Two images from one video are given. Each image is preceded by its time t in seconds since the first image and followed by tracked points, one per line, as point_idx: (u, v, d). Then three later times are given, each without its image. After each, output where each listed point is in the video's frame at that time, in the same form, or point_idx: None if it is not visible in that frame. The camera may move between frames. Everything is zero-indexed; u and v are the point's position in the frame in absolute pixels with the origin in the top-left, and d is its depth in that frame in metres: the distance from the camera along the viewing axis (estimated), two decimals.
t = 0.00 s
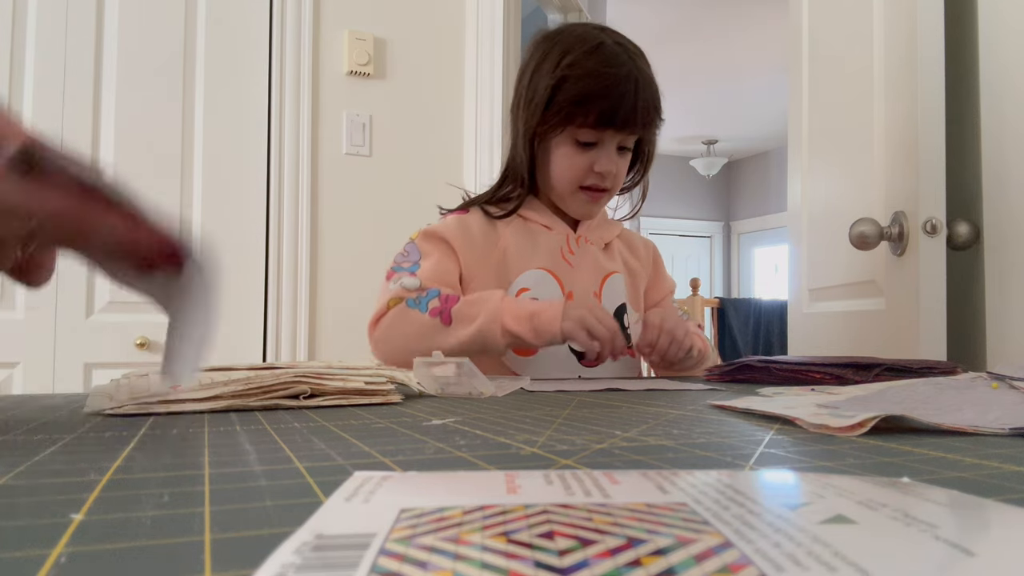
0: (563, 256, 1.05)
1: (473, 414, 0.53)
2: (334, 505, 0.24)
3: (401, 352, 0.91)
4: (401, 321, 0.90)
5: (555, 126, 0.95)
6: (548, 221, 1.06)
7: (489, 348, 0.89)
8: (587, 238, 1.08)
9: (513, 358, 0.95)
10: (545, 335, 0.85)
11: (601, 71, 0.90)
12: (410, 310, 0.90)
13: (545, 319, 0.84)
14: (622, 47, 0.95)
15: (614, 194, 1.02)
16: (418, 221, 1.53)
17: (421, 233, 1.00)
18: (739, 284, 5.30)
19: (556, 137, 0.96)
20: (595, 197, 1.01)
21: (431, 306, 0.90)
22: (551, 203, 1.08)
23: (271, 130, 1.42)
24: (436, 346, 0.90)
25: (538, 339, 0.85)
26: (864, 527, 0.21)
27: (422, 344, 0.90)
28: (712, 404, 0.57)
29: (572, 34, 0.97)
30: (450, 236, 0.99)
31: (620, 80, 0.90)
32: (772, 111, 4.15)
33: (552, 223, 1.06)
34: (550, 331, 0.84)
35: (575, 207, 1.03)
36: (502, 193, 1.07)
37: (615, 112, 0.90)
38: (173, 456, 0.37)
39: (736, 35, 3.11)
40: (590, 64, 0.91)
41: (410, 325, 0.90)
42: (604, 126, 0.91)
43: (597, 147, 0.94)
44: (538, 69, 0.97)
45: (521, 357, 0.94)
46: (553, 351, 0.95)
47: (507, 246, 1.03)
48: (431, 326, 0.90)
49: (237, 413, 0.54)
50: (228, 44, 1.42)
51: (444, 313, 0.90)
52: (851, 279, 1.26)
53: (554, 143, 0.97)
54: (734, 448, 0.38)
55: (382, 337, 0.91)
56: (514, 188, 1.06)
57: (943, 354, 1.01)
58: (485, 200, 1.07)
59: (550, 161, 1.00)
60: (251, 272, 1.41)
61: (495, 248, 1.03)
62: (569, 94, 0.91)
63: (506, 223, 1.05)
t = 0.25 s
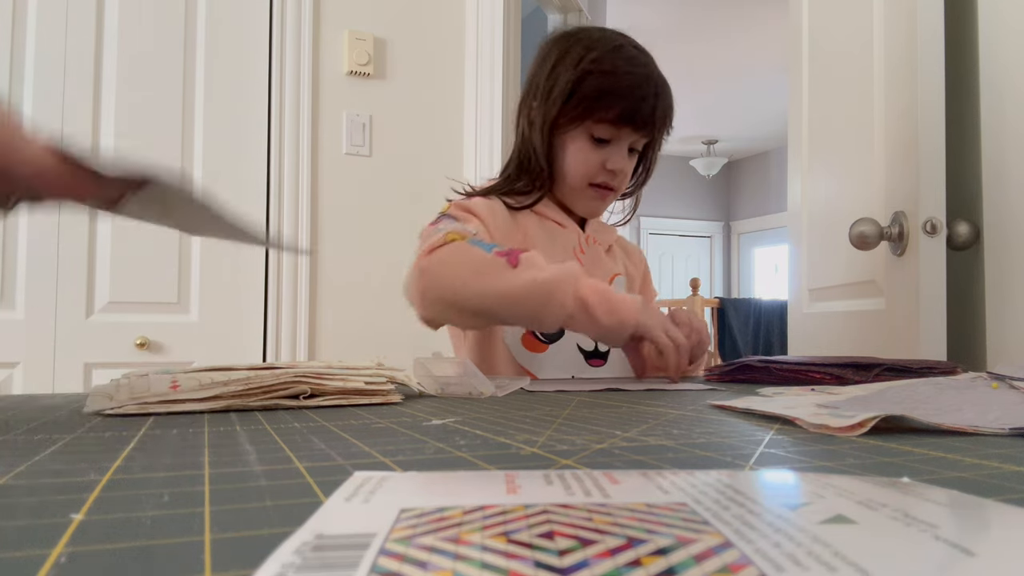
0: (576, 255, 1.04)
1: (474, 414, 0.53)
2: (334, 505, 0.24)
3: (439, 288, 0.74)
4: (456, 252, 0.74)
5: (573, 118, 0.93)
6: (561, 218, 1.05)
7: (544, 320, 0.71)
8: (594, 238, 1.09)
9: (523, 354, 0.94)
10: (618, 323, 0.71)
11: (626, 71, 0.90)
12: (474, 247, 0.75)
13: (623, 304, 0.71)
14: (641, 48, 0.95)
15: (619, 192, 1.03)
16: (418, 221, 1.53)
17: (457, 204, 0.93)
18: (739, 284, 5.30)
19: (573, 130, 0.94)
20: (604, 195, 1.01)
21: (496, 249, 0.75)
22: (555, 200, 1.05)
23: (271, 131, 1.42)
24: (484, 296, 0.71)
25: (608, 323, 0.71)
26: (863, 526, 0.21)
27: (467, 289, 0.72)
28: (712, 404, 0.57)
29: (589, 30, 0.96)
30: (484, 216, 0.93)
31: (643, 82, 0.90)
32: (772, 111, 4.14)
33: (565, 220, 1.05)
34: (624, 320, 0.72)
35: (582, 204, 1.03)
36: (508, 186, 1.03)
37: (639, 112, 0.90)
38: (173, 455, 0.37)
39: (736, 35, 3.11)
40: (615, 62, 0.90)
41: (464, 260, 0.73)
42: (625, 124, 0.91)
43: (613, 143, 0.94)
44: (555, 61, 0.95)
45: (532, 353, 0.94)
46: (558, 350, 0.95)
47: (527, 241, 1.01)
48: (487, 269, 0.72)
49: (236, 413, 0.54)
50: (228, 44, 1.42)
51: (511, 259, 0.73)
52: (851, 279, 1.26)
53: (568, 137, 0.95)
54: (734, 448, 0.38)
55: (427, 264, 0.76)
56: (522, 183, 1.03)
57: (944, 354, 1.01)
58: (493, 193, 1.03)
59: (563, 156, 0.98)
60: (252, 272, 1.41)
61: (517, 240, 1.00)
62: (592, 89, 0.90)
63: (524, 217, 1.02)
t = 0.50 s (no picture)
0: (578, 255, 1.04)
1: (474, 414, 0.53)
2: (333, 505, 0.24)
3: (475, 277, 0.76)
4: (493, 242, 0.77)
5: (588, 119, 0.94)
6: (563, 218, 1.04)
7: (575, 308, 0.78)
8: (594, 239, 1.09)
9: (525, 355, 0.94)
10: (645, 316, 0.81)
11: (644, 77, 0.92)
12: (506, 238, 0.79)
13: (649, 300, 0.82)
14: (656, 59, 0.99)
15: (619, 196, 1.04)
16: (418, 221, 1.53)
17: (468, 197, 0.90)
18: (739, 284, 5.30)
19: (586, 129, 0.94)
20: (606, 196, 1.02)
21: (522, 240, 0.81)
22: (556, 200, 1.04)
23: (271, 131, 1.42)
24: (519, 284, 0.76)
25: (638, 316, 0.81)
26: (863, 527, 0.21)
27: (504, 278, 0.76)
28: (712, 404, 0.57)
29: (608, 35, 0.98)
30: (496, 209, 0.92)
31: (660, 89, 0.93)
32: (772, 111, 4.14)
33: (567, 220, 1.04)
34: (649, 313, 0.82)
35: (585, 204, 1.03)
36: (508, 181, 1.01)
37: (654, 117, 0.93)
38: (173, 456, 0.37)
39: (736, 35, 3.11)
40: (637, 66, 0.93)
41: (503, 250, 0.77)
42: (639, 129, 0.93)
43: (626, 146, 0.95)
44: (574, 60, 0.96)
45: (533, 354, 0.94)
46: (559, 350, 0.95)
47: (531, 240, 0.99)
48: (524, 259, 0.77)
49: (236, 413, 0.54)
50: (227, 44, 1.42)
51: (542, 249, 0.79)
52: (851, 279, 1.26)
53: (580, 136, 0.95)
54: (734, 448, 0.38)
55: (458, 252, 0.76)
56: (523, 179, 1.01)
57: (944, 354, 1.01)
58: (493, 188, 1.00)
59: (571, 153, 0.97)
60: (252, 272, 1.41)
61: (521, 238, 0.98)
62: (611, 90, 0.92)
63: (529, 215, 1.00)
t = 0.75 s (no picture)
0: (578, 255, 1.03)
1: (474, 414, 0.53)
2: (334, 505, 0.24)
3: (481, 274, 0.76)
4: (498, 239, 0.77)
5: (587, 119, 0.94)
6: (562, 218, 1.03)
7: (582, 301, 0.78)
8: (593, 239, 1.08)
9: (525, 355, 0.94)
10: (648, 313, 0.81)
11: (643, 78, 0.93)
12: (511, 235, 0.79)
13: (654, 298, 0.82)
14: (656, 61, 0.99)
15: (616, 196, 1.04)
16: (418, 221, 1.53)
17: (468, 198, 0.90)
18: (739, 284, 5.30)
19: (585, 129, 0.94)
20: (603, 197, 1.01)
21: (527, 237, 0.81)
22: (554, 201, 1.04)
23: (271, 131, 1.42)
24: (526, 280, 0.76)
25: (642, 313, 0.81)
26: (863, 527, 0.21)
27: (511, 275, 0.76)
28: (712, 404, 0.57)
29: (608, 35, 0.99)
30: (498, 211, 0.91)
31: (659, 90, 0.94)
32: (772, 111, 4.15)
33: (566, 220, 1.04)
34: (653, 311, 0.82)
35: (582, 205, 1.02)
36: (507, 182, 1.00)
37: (653, 119, 0.93)
38: (173, 456, 0.37)
39: (736, 35, 3.11)
40: (637, 67, 0.94)
41: (509, 247, 0.77)
42: (638, 130, 0.94)
43: (624, 146, 0.95)
44: (574, 59, 0.96)
45: (533, 354, 0.94)
46: (558, 351, 0.95)
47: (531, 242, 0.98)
48: (530, 256, 0.77)
49: (236, 413, 0.54)
50: (227, 44, 1.42)
51: (548, 245, 0.79)
52: (851, 279, 1.26)
53: (579, 136, 0.95)
54: (734, 448, 0.38)
55: (464, 250, 0.76)
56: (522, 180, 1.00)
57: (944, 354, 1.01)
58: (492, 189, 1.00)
59: (570, 154, 0.97)
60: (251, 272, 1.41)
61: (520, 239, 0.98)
62: (611, 90, 0.92)
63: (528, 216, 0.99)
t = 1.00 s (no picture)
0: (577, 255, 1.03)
1: (474, 414, 0.53)
2: (334, 505, 0.24)
3: (488, 268, 0.76)
4: (505, 234, 0.77)
5: (586, 119, 0.93)
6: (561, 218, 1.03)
7: (589, 296, 0.78)
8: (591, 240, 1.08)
9: (525, 355, 0.93)
10: (654, 312, 0.81)
11: (644, 80, 0.93)
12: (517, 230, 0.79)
13: (660, 298, 0.82)
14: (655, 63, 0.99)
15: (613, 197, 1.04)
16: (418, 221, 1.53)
17: (469, 197, 0.89)
18: (739, 284, 5.30)
19: (584, 130, 0.94)
20: (601, 197, 1.01)
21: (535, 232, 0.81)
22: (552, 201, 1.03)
23: (271, 131, 1.42)
24: (533, 275, 0.76)
25: (648, 312, 0.81)
26: (864, 527, 0.21)
27: (518, 269, 0.76)
28: (712, 404, 0.57)
29: (609, 37, 0.99)
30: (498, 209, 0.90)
31: (659, 92, 0.94)
32: (772, 111, 4.15)
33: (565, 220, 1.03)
34: (658, 310, 0.82)
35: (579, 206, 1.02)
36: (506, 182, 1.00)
37: (653, 121, 0.93)
38: (173, 456, 0.37)
39: (736, 35, 3.12)
40: (637, 69, 0.94)
41: (516, 241, 0.77)
42: (637, 131, 0.94)
43: (623, 147, 0.95)
44: (574, 60, 0.96)
45: (533, 354, 0.94)
46: (558, 351, 0.95)
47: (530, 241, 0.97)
48: (537, 250, 0.77)
49: (236, 413, 0.54)
50: (227, 44, 1.42)
51: (555, 239, 0.79)
52: (851, 279, 1.26)
53: (578, 136, 0.95)
54: (734, 448, 0.38)
55: (471, 244, 0.77)
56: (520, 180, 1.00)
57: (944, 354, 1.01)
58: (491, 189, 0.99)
59: (569, 154, 0.97)
60: (251, 272, 1.41)
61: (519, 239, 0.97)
62: (611, 92, 0.92)
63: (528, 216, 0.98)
